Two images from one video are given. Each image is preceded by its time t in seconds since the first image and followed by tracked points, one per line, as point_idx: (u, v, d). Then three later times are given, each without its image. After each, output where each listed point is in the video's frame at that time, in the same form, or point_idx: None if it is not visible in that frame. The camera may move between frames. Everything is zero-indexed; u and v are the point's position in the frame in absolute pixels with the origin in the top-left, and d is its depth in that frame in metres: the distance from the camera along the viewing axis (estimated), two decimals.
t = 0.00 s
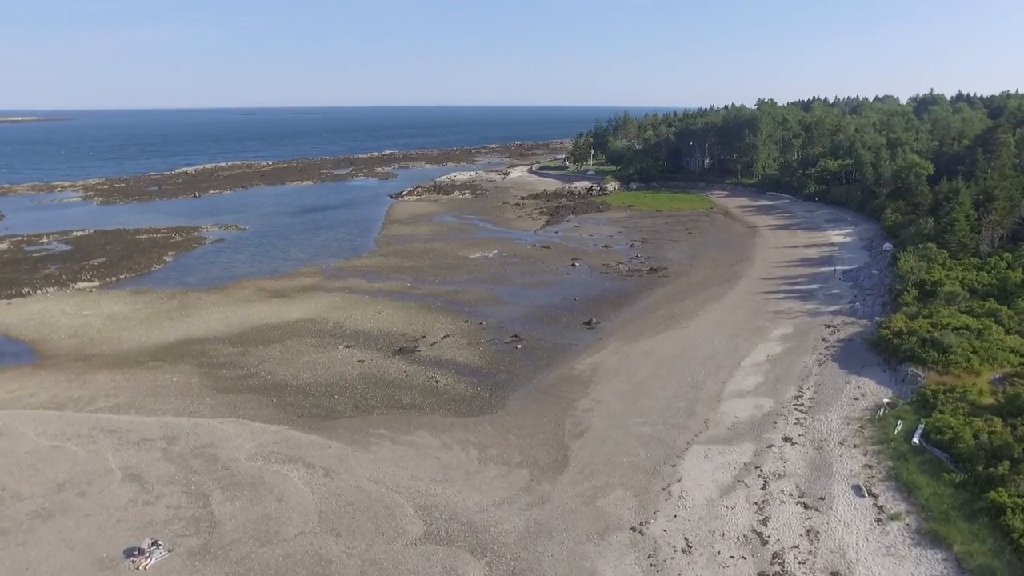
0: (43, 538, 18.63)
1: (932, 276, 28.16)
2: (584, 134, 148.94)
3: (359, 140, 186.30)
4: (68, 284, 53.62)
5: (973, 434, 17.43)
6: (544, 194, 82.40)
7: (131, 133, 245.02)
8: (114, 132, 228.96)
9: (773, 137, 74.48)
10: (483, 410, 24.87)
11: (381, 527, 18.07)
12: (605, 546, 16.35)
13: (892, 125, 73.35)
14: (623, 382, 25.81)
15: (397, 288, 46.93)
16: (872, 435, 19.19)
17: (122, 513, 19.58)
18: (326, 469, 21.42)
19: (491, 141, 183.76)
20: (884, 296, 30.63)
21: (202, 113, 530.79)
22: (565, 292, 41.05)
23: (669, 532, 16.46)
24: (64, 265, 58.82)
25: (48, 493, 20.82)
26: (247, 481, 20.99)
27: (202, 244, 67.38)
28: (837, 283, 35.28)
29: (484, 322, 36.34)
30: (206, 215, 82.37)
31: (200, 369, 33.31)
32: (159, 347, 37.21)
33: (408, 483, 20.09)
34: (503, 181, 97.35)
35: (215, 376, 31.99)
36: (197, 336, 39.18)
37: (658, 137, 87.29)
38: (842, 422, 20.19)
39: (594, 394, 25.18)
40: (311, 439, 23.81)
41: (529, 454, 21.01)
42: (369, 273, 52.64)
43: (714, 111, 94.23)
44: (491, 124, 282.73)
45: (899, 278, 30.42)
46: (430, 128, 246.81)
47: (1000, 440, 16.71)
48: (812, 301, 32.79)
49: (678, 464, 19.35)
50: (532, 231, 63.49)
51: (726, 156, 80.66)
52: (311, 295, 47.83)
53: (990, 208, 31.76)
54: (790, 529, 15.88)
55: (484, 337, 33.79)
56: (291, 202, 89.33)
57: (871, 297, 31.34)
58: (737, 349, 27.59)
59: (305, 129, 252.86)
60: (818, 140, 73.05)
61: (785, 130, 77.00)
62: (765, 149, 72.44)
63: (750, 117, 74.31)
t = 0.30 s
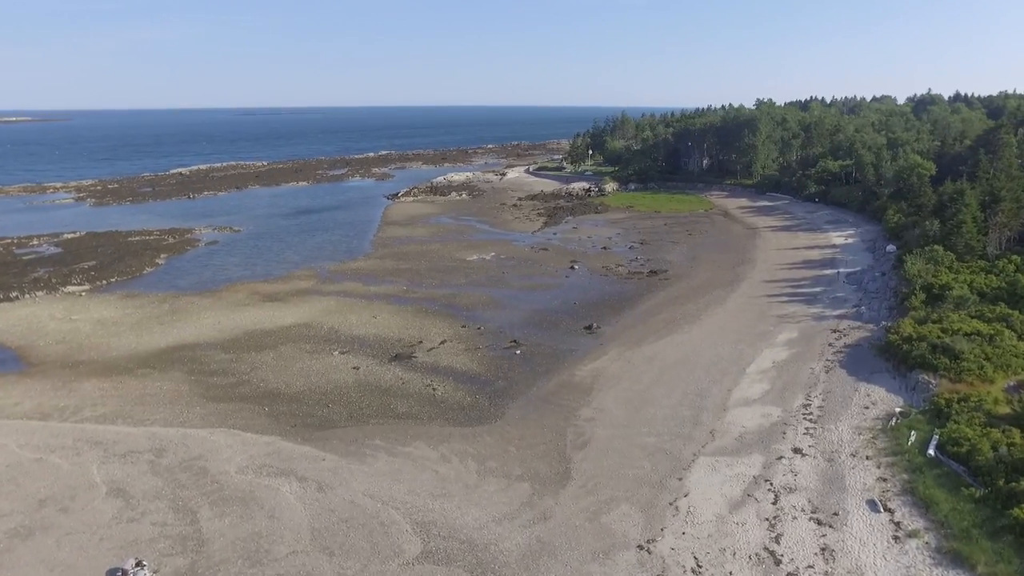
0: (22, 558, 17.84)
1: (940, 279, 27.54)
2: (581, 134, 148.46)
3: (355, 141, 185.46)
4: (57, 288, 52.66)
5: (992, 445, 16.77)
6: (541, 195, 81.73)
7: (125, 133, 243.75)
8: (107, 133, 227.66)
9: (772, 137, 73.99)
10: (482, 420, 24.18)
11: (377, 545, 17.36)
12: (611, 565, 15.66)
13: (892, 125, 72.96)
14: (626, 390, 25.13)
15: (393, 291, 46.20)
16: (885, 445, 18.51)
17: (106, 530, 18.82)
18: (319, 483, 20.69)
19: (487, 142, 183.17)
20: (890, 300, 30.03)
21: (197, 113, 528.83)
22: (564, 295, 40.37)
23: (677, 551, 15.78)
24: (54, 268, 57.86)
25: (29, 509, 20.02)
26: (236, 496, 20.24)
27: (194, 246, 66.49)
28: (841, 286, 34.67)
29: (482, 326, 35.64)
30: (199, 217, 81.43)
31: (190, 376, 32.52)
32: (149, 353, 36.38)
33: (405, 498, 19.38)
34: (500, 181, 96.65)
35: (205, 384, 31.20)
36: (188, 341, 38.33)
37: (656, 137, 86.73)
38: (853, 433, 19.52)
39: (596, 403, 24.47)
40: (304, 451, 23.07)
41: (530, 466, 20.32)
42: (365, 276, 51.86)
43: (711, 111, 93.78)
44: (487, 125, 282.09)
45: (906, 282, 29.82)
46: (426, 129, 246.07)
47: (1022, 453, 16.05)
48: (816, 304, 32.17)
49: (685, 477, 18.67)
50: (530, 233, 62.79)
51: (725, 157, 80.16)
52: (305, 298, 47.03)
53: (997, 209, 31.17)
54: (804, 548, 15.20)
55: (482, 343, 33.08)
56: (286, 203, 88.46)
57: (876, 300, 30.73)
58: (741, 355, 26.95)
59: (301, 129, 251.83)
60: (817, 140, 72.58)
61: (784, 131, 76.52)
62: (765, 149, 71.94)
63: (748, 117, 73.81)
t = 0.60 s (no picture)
0: None
1: (944, 281, 26.99)
2: (575, 134, 147.95)
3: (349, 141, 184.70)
4: (43, 292, 51.59)
5: (1008, 456, 16.13)
6: (536, 195, 81.12)
7: (116, 134, 241.81)
8: (98, 133, 226.18)
9: (768, 138, 73.61)
10: (478, 429, 23.46)
11: (369, 564, 16.64)
12: None
13: (888, 125, 72.74)
14: (626, 397, 24.46)
15: (386, 294, 45.40)
16: (896, 455, 17.88)
17: (85, 550, 18.02)
18: (309, 496, 19.93)
19: (482, 142, 182.60)
20: (893, 303, 29.50)
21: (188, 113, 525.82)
22: (560, 298, 39.70)
23: (683, 570, 15.10)
24: (40, 271, 56.77)
25: (5, 527, 19.17)
26: (223, 511, 19.46)
27: (184, 248, 65.46)
28: (842, 288, 34.13)
29: (477, 330, 34.92)
30: (190, 218, 80.34)
31: (178, 383, 31.67)
32: (136, 360, 35.48)
33: (399, 513, 18.66)
34: (495, 182, 95.99)
35: (193, 392, 30.34)
36: (176, 347, 37.40)
37: (651, 137, 86.28)
38: (861, 442, 18.89)
39: (596, 410, 23.79)
40: (294, 463, 22.31)
41: (529, 479, 19.62)
42: (358, 279, 51.03)
43: (707, 111, 93.40)
44: (481, 125, 281.29)
45: (909, 284, 29.30)
46: (420, 129, 245.07)
47: None
48: (817, 307, 31.59)
49: (690, 490, 18.00)
50: (525, 234, 62.10)
51: (721, 157, 79.80)
52: (297, 302, 46.18)
53: (999, 211, 30.73)
54: (816, 566, 14.54)
55: (478, 347, 32.37)
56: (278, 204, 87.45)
57: (879, 303, 30.21)
58: (743, 360, 26.32)
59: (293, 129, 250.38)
60: (813, 140, 72.26)
61: (780, 131, 76.18)
62: (761, 149, 71.55)
63: (745, 117, 73.41)
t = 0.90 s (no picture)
0: None
1: (946, 283, 26.52)
2: (567, 135, 147.47)
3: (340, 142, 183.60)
4: (24, 296, 50.37)
5: (1022, 468, 15.58)
6: (529, 196, 80.47)
7: (105, 134, 239.39)
8: (84, 133, 223.68)
9: (762, 138, 73.38)
10: (472, 439, 22.75)
11: None
12: None
13: (881, 124, 72.62)
14: (624, 404, 23.80)
15: (377, 298, 44.57)
16: (905, 466, 17.29)
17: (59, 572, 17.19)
18: (297, 512, 19.16)
19: (473, 142, 181.97)
20: (894, 306, 29.03)
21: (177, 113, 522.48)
22: (554, 301, 39.05)
23: None
24: (22, 274, 55.48)
25: None
26: (206, 529, 18.65)
27: (171, 250, 64.29)
28: (841, 290, 33.63)
29: (471, 335, 34.17)
30: (177, 220, 79.07)
31: (161, 391, 30.74)
32: (119, 367, 34.48)
33: (390, 529, 17.94)
34: (487, 182, 95.31)
35: (177, 401, 29.39)
36: (161, 354, 36.40)
37: (644, 137, 85.87)
38: (869, 452, 18.30)
39: (593, 419, 23.11)
40: (282, 476, 21.51)
41: (526, 492, 18.94)
42: (348, 282, 50.14)
43: (700, 111, 93.05)
44: (473, 125, 280.41)
45: (909, 287, 28.82)
46: (411, 129, 244.03)
47: None
48: (817, 310, 31.08)
49: (693, 503, 17.36)
50: (517, 235, 61.41)
51: (714, 157, 79.51)
52: (286, 305, 45.29)
53: (1000, 211, 30.33)
54: None
55: (471, 353, 31.65)
56: (267, 206, 86.30)
57: (879, 306, 29.75)
58: (743, 365, 25.72)
59: (284, 130, 248.61)
60: (807, 140, 72.01)
61: (774, 131, 75.97)
62: (755, 149, 71.22)
63: (738, 117, 73.11)
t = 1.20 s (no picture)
0: None
1: (947, 287, 26.08)
2: (558, 135, 147.07)
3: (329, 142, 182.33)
4: (4, 301, 49.10)
5: None
6: (521, 197, 79.82)
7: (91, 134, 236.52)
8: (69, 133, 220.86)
9: (755, 138, 73.13)
10: (465, 451, 22.02)
11: None
12: None
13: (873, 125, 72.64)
14: (621, 413, 23.15)
15: (367, 302, 43.71)
16: (914, 478, 16.73)
17: None
18: (283, 531, 18.37)
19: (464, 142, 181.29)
20: (894, 309, 28.62)
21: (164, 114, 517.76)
22: (548, 305, 38.40)
23: None
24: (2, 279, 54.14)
25: None
26: (188, 549, 17.83)
27: (157, 253, 63.05)
28: (838, 293, 33.19)
29: (463, 340, 33.44)
30: (163, 222, 77.74)
31: (144, 401, 29.75)
32: (100, 375, 33.46)
33: (381, 549, 17.21)
34: (478, 183, 94.62)
35: (160, 411, 28.41)
36: (144, 361, 35.37)
37: (637, 138, 85.47)
38: (875, 463, 17.73)
39: (591, 428, 22.43)
40: (267, 491, 20.68)
41: (522, 507, 18.26)
42: (337, 285, 49.24)
43: (692, 111, 92.80)
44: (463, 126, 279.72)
45: (909, 290, 28.40)
46: (401, 129, 243.03)
47: None
48: (815, 314, 30.58)
49: (696, 518, 16.73)
50: (509, 237, 60.73)
51: (707, 158, 79.27)
52: (274, 310, 44.36)
53: (999, 213, 29.98)
54: None
55: (463, 359, 30.93)
56: (255, 207, 85.15)
57: (878, 310, 29.28)
58: (743, 371, 25.14)
59: (272, 130, 246.67)
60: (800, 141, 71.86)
61: (767, 131, 75.80)
62: (748, 149, 70.94)
63: (731, 118, 72.88)
